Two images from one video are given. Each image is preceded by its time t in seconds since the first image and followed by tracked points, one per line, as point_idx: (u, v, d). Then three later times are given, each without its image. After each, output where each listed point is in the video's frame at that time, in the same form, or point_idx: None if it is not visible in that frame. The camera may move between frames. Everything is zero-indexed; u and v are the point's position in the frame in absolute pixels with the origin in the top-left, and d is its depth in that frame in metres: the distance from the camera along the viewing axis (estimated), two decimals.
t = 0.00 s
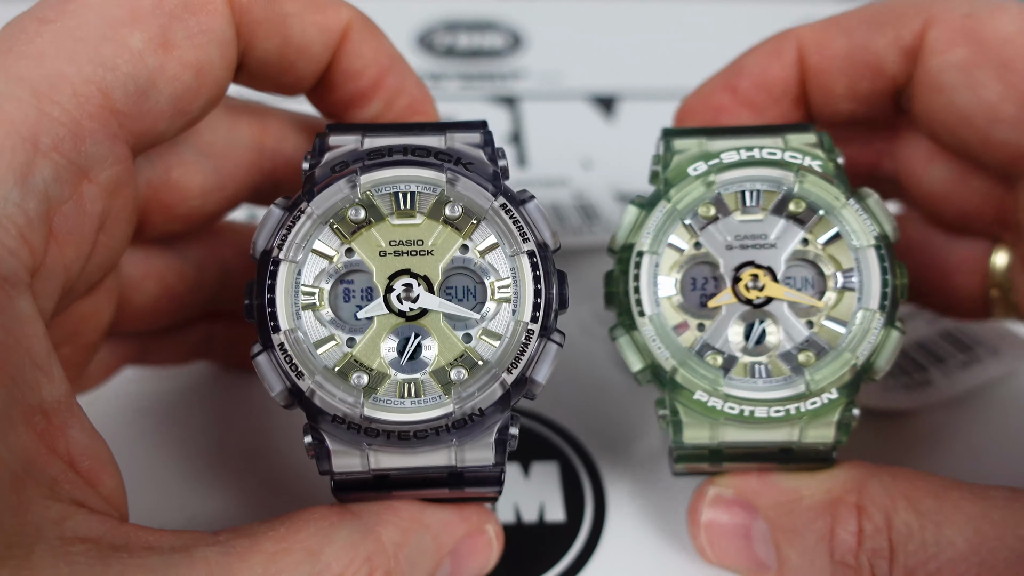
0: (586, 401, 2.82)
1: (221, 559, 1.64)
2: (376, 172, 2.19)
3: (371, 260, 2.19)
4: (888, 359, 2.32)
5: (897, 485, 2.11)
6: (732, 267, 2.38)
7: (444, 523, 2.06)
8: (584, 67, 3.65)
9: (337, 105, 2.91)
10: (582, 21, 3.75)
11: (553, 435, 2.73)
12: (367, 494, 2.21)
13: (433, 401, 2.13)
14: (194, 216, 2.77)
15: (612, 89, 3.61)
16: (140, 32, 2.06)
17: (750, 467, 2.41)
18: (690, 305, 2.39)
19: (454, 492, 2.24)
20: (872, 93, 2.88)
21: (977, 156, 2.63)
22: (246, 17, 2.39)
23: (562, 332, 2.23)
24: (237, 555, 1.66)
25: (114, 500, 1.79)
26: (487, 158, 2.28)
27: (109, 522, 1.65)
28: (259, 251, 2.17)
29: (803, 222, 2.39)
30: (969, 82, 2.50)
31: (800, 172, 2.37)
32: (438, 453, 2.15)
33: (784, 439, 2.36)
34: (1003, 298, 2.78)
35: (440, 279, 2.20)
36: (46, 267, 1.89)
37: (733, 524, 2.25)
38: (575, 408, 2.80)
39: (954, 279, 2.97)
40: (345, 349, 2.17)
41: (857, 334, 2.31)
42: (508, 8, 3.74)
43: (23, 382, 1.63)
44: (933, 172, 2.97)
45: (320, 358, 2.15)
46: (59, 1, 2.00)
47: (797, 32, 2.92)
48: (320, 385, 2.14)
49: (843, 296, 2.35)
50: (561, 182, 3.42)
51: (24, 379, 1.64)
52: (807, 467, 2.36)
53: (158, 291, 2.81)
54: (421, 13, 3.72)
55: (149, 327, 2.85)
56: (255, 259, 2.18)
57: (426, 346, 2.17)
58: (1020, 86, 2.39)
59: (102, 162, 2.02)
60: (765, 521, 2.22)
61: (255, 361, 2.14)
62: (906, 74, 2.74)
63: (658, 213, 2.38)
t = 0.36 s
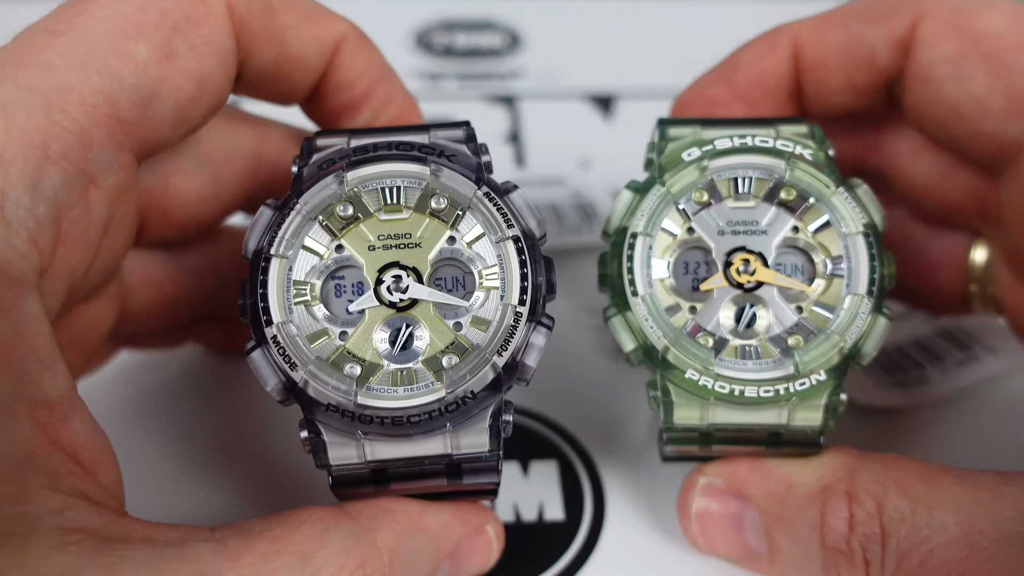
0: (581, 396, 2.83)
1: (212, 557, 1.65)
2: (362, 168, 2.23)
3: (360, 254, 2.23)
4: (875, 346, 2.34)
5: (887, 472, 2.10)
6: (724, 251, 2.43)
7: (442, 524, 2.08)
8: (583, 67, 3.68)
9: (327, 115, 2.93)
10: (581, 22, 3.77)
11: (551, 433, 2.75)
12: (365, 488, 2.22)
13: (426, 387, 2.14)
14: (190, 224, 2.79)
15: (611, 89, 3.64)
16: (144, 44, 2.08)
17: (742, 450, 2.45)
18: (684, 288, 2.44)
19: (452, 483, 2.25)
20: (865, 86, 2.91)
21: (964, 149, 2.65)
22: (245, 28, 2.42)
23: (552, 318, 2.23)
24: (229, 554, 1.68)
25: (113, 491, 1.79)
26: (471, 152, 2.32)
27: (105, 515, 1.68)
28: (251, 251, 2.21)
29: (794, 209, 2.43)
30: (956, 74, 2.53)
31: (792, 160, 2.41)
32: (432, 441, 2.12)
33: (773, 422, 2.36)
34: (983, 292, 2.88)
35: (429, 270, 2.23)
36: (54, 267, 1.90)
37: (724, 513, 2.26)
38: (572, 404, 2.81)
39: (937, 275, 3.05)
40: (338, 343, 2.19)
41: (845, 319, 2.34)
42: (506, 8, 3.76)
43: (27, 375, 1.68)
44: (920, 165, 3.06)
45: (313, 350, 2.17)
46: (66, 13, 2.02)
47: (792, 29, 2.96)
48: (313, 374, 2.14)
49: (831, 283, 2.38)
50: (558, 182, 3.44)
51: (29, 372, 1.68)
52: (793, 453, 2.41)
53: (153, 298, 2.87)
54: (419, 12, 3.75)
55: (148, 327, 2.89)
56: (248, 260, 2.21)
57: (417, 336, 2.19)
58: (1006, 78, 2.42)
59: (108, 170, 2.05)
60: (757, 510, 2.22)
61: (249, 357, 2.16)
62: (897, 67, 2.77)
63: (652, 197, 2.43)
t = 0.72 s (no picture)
0: (579, 395, 2.85)
1: (217, 550, 1.66)
2: (378, 165, 2.23)
3: (375, 251, 2.23)
4: (873, 349, 2.36)
5: (886, 476, 2.13)
6: (720, 257, 2.44)
7: (448, 520, 2.09)
8: (579, 67, 3.68)
9: (341, 111, 2.96)
10: (575, 22, 3.77)
11: (548, 433, 2.75)
12: (373, 485, 2.22)
13: (440, 386, 2.15)
14: (195, 218, 2.79)
15: (606, 89, 3.64)
16: (151, 45, 2.07)
17: (738, 459, 2.48)
18: (680, 295, 2.44)
19: (460, 482, 2.26)
20: (856, 86, 2.92)
21: (959, 150, 2.65)
22: (257, 31, 2.43)
23: (564, 319, 2.26)
24: (236, 547, 1.68)
25: (116, 489, 1.81)
26: (487, 151, 2.31)
27: (111, 511, 1.68)
28: (265, 245, 2.19)
29: (789, 214, 2.45)
30: (949, 74, 2.54)
31: (787, 164, 2.44)
32: (445, 439, 2.13)
33: (773, 428, 2.37)
34: (979, 288, 2.86)
35: (443, 269, 2.24)
36: (51, 268, 1.91)
37: (722, 516, 2.29)
38: (567, 405, 2.82)
39: (932, 274, 3.02)
40: (352, 339, 2.19)
41: (844, 323, 2.35)
42: (501, 7, 3.75)
43: (25, 375, 1.66)
44: (914, 163, 3.03)
45: (327, 346, 2.18)
46: (72, 11, 2.00)
47: (783, 28, 2.98)
48: (327, 370, 2.14)
49: (829, 288, 2.40)
50: (555, 181, 3.47)
51: (27, 373, 1.67)
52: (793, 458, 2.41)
53: (151, 288, 2.83)
54: (414, 13, 3.74)
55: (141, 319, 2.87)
56: (262, 254, 2.20)
57: (431, 334, 2.20)
58: (998, 77, 2.43)
59: (108, 170, 2.05)
60: (754, 512, 2.25)
61: (262, 352, 2.14)
62: (890, 66, 2.77)
63: (647, 205, 2.42)
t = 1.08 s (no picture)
0: (578, 398, 2.89)
1: (214, 551, 1.64)
2: (370, 165, 2.22)
3: (364, 252, 2.22)
4: (848, 352, 2.34)
5: (869, 484, 2.11)
6: (693, 257, 2.43)
7: (437, 516, 2.07)
8: (580, 66, 3.67)
9: (335, 103, 2.92)
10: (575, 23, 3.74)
11: (548, 434, 2.77)
12: (359, 484, 2.21)
13: (425, 390, 2.15)
14: (191, 212, 2.76)
15: (605, 89, 3.64)
16: (140, 35, 2.04)
17: (717, 459, 2.49)
18: (655, 294, 2.44)
19: (444, 483, 2.24)
20: (845, 88, 2.93)
21: (953, 152, 2.63)
22: (249, 20, 2.41)
23: (552, 325, 2.25)
24: (231, 547, 1.67)
25: (110, 490, 1.79)
26: (480, 153, 2.29)
27: (104, 511, 1.66)
28: (254, 242, 2.18)
29: (764, 214, 2.43)
30: (940, 77, 2.53)
31: (761, 163, 2.43)
32: (429, 442, 2.14)
33: (743, 431, 2.37)
34: (983, 280, 2.90)
35: (432, 271, 2.22)
36: (43, 263, 1.90)
37: (705, 524, 2.26)
38: (567, 410, 2.85)
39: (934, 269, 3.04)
40: (337, 340, 2.19)
41: (816, 326, 2.35)
42: (501, 7, 3.73)
43: (17, 372, 1.64)
44: (913, 161, 3.01)
45: (313, 347, 2.17)
46: (60, 2, 1.99)
47: (770, 28, 2.98)
48: (312, 372, 2.15)
49: (803, 289, 2.38)
50: (555, 182, 3.48)
51: (19, 370, 1.65)
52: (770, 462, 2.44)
53: (148, 281, 2.84)
54: (414, 11, 3.72)
55: (138, 312, 2.88)
56: (250, 251, 2.19)
57: (418, 337, 2.19)
58: (987, 82, 2.42)
59: (99, 163, 2.03)
60: (736, 521, 2.22)
61: (248, 350, 2.14)
62: (879, 67, 2.78)
63: (619, 203, 2.44)
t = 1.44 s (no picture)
0: (575, 395, 2.87)
1: (206, 537, 1.65)
2: (378, 166, 2.20)
3: (370, 253, 2.20)
4: (840, 351, 2.35)
5: (860, 479, 2.12)
6: (690, 252, 2.41)
7: (438, 518, 1.99)
8: (579, 66, 3.66)
9: (332, 99, 2.90)
10: (575, 19, 3.75)
11: (548, 434, 2.76)
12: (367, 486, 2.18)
13: (436, 393, 2.14)
14: (181, 206, 2.75)
15: (605, 89, 3.62)
16: (133, 32, 2.02)
17: (708, 455, 2.47)
18: (651, 289, 2.42)
19: (453, 483, 2.23)
20: (846, 86, 2.91)
21: (953, 148, 2.64)
22: (244, 16, 2.39)
23: (561, 326, 2.25)
24: (224, 534, 1.67)
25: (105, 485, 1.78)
26: (486, 153, 2.28)
27: (96, 504, 1.66)
28: (259, 246, 2.16)
29: (761, 211, 2.42)
30: (940, 74, 2.53)
31: (757, 161, 2.43)
32: (439, 444, 2.13)
33: (733, 428, 2.36)
34: (983, 281, 2.86)
35: (440, 273, 2.21)
36: (35, 263, 1.88)
37: (699, 521, 2.24)
38: (569, 408, 2.84)
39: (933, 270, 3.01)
40: (346, 343, 2.17)
41: (807, 324, 2.35)
42: (501, 7, 3.73)
43: (12, 371, 1.63)
44: (914, 159, 3.00)
45: (322, 351, 2.16)
46: None
47: (770, 27, 2.97)
48: (322, 377, 2.14)
49: (797, 287, 2.38)
50: (555, 181, 3.43)
51: (14, 370, 1.64)
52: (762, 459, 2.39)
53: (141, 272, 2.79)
54: (414, 11, 3.72)
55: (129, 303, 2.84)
56: (255, 254, 2.17)
57: (426, 339, 2.18)
58: (987, 77, 2.42)
59: (92, 162, 2.00)
60: (730, 518, 2.21)
61: (256, 354, 2.13)
62: (880, 65, 2.76)
63: (616, 197, 2.44)
